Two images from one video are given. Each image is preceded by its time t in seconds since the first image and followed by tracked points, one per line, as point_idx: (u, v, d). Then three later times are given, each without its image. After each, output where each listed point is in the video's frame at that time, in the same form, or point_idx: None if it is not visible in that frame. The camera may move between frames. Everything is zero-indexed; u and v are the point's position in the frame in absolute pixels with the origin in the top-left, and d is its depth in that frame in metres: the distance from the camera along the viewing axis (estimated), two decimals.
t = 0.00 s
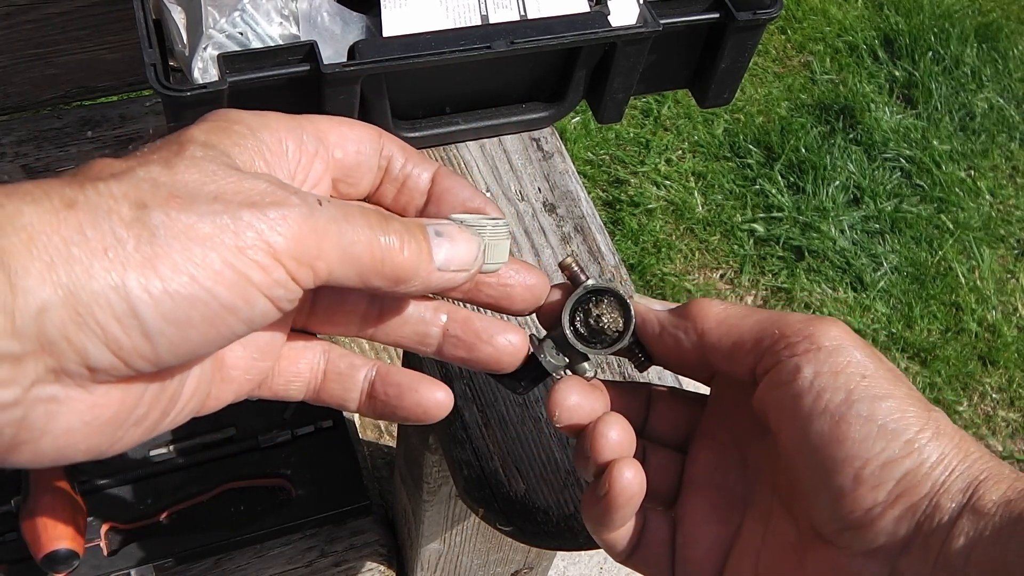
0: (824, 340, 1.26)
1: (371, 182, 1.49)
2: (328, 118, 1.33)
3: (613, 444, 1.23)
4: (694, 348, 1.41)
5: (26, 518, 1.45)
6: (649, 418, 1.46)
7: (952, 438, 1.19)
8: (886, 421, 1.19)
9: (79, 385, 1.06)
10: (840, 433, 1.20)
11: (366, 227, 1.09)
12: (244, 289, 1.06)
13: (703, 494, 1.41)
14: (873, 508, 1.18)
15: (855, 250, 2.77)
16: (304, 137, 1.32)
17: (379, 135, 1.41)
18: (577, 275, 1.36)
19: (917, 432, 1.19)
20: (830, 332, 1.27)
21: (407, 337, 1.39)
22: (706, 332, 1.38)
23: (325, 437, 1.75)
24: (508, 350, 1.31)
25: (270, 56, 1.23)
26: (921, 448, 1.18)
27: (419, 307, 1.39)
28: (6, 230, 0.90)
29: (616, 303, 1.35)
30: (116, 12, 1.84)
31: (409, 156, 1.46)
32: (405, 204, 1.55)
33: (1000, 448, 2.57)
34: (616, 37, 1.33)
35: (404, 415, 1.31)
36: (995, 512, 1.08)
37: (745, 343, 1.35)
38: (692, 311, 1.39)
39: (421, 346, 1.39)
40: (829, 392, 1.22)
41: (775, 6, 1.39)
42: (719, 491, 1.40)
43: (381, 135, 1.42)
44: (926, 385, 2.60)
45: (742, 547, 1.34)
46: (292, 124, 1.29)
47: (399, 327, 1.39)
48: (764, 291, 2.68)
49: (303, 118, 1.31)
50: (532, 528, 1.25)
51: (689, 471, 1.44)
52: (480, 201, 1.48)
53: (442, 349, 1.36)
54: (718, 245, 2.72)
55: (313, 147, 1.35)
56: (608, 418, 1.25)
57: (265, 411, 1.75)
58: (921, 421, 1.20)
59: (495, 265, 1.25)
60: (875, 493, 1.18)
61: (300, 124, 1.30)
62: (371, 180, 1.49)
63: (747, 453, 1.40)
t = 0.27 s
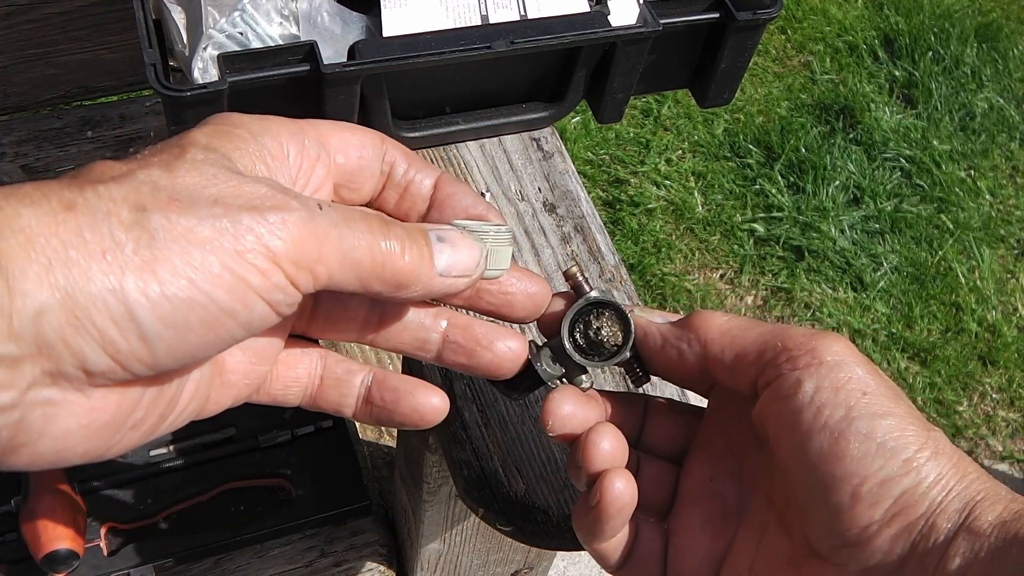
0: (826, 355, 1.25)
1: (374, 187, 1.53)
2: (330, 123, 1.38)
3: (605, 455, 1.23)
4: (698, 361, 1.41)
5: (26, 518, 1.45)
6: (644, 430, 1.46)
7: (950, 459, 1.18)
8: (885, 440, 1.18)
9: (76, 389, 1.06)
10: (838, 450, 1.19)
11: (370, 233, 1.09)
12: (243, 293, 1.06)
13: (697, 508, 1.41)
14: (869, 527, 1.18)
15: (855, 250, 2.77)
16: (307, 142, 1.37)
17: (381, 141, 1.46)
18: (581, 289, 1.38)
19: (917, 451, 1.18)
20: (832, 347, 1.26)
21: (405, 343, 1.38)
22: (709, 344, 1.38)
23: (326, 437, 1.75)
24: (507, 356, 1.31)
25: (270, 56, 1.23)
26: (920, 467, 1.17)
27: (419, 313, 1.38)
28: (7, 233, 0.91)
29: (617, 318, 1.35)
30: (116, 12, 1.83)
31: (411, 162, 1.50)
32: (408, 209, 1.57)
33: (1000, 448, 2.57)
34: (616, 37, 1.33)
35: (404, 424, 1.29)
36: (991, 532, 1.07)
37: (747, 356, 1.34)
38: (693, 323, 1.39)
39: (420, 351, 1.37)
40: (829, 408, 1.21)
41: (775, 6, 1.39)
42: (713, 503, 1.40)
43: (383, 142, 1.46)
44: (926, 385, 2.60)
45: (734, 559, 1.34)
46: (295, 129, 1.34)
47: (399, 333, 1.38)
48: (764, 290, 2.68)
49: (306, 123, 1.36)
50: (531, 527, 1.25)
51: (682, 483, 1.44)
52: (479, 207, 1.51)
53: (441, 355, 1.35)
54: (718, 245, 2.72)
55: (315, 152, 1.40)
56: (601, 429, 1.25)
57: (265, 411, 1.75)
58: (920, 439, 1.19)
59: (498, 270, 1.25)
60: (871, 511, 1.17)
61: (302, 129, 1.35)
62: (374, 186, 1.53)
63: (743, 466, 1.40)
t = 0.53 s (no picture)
0: (822, 349, 1.23)
1: (385, 165, 1.43)
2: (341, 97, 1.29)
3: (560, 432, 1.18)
4: (701, 357, 1.39)
5: (26, 520, 1.45)
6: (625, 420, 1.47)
7: (934, 460, 1.16)
8: (872, 434, 1.15)
9: (93, 364, 1.06)
10: (823, 442, 1.17)
11: (383, 212, 1.11)
12: (259, 270, 1.06)
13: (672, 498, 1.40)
14: (848, 522, 1.16)
15: (855, 250, 2.77)
16: (320, 118, 1.27)
17: (394, 117, 1.34)
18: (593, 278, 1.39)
19: (902, 447, 1.15)
20: (829, 343, 1.24)
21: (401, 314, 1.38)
22: (715, 330, 1.36)
23: (326, 437, 1.75)
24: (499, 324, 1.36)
25: (270, 56, 1.24)
26: (903, 464, 1.14)
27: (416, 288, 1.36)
28: (24, 209, 0.91)
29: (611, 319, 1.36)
30: (115, 12, 1.83)
31: (423, 140, 1.39)
32: (419, 187, 1.48)
33: (1000, 448, 2.57)
34: (616, 37, 1.33)
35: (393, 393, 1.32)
36: (968, 536, 1.06)
37: (750, 340, 1.32)
38: (698, 313, 1.39)
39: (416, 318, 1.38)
40: (819, 400, 1.19)
41: (775, 6, 1.39)
42: (690, 496, 1.39)
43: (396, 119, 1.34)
44: (926, 385, 2.60)
45: (708, 553, 1.33)
46: (307, 105, 1.25)
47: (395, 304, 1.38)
48: (764, 290, 2.69)
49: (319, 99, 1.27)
50: (531, 527, 1.26)
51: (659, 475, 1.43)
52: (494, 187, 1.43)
53: (437, 323, 1.37)
54: (718, 245, 2.72)
55: (328, 129, 1.30)
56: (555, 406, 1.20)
57: (266, 411, 1.75)
58: (907, 436, 1.17)
59: (508, 252, 1.28)
60: (852, 507, 1.15)
61: (314, 105, 1.26)
62: (385, 163, 1.43)
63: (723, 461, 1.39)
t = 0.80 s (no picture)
0: (832, 338, 1.20)
1: (391, 164, 1.42)
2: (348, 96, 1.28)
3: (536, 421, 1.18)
4: (719, 311, 1.36)
5: (26, 520, 1.45)
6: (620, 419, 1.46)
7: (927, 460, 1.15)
8: (865, 433, 1.15)
9: (95, 360, 1.06)
10: (817, 440, 1.17)
11: (391, 209, 1.11)
12: (263, 269, 1.06)
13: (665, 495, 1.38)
14: (835, 519, 1.16)
15: (855, 250, 2.77)
16: (327, 116, 1.26)
17: (401, 116, 1.33)
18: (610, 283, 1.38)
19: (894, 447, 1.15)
20: (841, 331, 1.20)
21: (395, 305, 1.39)
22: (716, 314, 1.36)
23: (326, 438, 1.75)
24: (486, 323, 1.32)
25: (270, 56, 1.24)
26: (893, 464, 1.14)
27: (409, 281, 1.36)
28: (31, 203, 0.91)
29: (620, 327, 1.34)
30: (115, 12, 1.83)
31: (429, 139, 1.38)
32: (425, 185, 1.47)
33: (1000, 448, 2.57)
34: (616, 37, 1.33)
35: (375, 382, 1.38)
36: (953, 531, 1.07)
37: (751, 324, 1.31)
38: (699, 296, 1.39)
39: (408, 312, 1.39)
40: (818, 395, 1.18)
41: (775, 5, 1.39)
42: (683, 493, 1.38)
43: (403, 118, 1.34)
44: (926, 385, 2.60)
45: (701, 549, 1.32)
46: (314, 103, 1.23)
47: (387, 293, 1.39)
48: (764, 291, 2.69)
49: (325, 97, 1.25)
50: (531, 527, 1.27)
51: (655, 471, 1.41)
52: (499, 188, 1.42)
53: (426, 317, 1.37)
54: (718, 245, 2.72)
55: (335, 127, 1.28)
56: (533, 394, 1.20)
57: (265, 411, 1.75)
58: (903, 433, 1.16)
59: (511, 253, 1.28)
60: (837, 505, 1.15)
61: (322, 104, 1.24)
62: (391, 161, 1.42)
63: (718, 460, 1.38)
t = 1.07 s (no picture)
0: (812, 353, 1.20)
1: (396, 167, 1.43)
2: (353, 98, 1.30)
3: (488, 416, 1.20)
4: (693, 355, 1.38)
5: (26, 520, 1.45)
6: (616, 426, 1.47)
7: (921, 467, 1.14)
8: (857, 442, 1.14)
9: (104, 362, 1.06)
10: (808, 450, 1.15)
11: (396, 213, 1.11)
12: (272, 270, 1.06)
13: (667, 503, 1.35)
14: (832, 528, 1.14)
15: (855, 250, 2.77)
16: (334, 119, 1.27)
17: (406, 119, 1.35)
18: (613, 305, 1.42)
19: (887, 456, 1.14)
20: (820, 345, 1.20)
21: (400, 309, 1.40)
22: (705, 329, 1.36)
23: (326, 438, 1.76)
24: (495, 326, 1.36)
25: (270, 56, 1.24)
26: (887, 473, 1.13)
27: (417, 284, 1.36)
28: (41, 207, 0.91)
29: (604, 352, 1.37)
30: (115, 12, 1.83)
31: (434, 143, 1.39)
32: (429, 189, 1.48)
33: (1000, 448, 2.57)
34: (616, 37, 1.33)
35: (387, 386, 1.33)
36: (950, 541, 1.05)
37: (740, 338, 1.30)
38: (683, 312, 1.38)
39: (415, 316, 1.40)
40: (807, 407, 1.17)
41: (775, 6, 1.39)
42: (686, 499, 1.35)
43: (409, 122, 1.35)
44: (926, 385, 2.60)
45: (702, 555, 1.29)
46: (321, 105, 1.25)
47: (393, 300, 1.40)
48: (763, 291, 2.69)
49: (332, 100, 1.27)
50: (530, 527, 1.27)
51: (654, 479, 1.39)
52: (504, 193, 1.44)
53: (434, 320, 1.38)
54: (718, 245, 2.73)
55: (342, 130, 1.30)
56: (484, 390, 1.22)
57: (266, 411, 1.75)
58: (893, 443, 1.15)
59: (516, 256, 1.29)
60: (835, 514, 1.13)
61: (329, 107, 1.26)
62: (396, 165, 1.43)
63: (720, 467, 1.36)
